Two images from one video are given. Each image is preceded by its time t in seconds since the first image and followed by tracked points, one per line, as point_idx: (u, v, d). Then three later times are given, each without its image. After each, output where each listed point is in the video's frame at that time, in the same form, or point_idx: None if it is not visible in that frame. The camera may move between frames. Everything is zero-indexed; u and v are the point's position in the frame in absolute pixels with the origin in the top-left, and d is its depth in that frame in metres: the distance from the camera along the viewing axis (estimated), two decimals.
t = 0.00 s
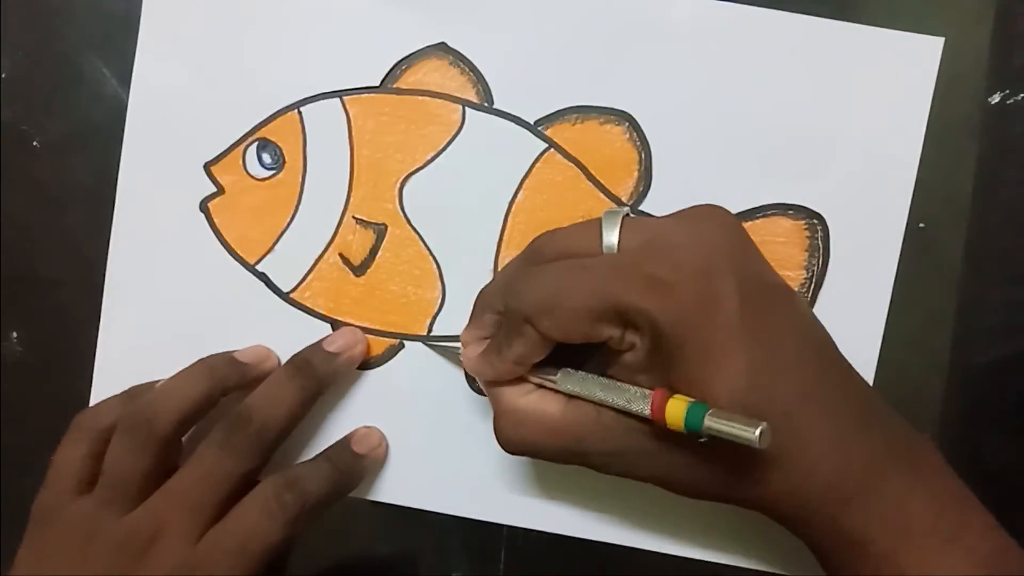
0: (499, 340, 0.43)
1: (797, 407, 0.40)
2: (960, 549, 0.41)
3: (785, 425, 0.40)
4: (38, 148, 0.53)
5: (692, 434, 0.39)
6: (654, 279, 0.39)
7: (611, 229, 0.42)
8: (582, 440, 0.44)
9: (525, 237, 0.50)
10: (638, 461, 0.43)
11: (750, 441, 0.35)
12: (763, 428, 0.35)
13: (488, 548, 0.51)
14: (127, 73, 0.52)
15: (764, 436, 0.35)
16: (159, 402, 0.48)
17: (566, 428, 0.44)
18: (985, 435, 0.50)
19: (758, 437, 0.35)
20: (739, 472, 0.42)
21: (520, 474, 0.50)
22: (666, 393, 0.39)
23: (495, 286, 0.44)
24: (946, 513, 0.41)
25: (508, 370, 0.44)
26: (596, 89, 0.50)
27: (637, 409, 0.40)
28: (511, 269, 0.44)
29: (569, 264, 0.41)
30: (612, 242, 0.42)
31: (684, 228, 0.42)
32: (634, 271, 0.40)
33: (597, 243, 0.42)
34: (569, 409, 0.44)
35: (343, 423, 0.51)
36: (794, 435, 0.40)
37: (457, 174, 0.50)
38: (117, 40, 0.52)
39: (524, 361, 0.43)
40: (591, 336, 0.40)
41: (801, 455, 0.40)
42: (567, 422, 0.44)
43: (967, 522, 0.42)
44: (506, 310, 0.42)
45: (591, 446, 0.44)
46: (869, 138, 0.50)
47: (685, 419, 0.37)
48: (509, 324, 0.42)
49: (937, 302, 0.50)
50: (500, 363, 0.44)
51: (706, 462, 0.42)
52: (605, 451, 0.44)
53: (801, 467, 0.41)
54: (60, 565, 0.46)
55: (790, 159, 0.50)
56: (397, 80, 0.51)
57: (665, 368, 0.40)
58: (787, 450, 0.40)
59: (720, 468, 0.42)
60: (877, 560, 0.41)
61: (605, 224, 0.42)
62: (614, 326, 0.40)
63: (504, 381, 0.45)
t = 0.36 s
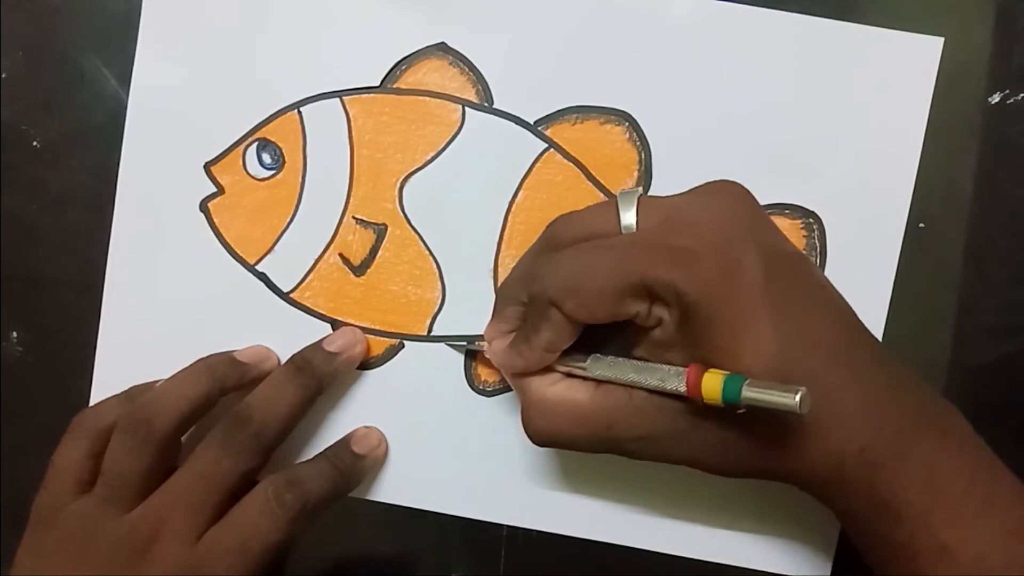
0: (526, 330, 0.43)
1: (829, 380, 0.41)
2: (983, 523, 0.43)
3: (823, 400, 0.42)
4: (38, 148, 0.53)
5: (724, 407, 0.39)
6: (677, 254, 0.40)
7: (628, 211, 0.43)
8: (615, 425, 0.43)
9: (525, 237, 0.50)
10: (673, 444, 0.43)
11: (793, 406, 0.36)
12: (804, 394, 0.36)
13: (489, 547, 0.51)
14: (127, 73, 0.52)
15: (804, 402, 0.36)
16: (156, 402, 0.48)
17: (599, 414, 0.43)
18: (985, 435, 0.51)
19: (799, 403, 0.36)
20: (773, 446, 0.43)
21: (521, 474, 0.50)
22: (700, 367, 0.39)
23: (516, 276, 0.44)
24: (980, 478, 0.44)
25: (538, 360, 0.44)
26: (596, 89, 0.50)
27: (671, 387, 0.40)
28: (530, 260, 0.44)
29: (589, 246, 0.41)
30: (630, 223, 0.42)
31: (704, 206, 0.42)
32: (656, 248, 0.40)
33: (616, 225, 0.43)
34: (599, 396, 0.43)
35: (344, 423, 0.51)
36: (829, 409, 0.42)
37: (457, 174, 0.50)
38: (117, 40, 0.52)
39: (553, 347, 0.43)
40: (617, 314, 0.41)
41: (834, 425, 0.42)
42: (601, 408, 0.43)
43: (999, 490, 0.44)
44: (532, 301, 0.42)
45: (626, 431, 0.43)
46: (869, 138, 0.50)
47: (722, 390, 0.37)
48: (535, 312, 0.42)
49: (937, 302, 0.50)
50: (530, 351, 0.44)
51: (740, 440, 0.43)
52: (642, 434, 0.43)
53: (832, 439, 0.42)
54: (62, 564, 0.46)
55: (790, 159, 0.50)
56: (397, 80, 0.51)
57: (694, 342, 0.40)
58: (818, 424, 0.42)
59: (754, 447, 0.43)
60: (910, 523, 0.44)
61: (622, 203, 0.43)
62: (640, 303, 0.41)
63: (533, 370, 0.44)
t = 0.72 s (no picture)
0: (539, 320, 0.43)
1: (845, 355, 0.42)
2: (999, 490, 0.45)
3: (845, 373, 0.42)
4: (38, 148, 0.53)
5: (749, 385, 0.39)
6: (685, 230, 0.40)
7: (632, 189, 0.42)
8: (633, 414, 0.43)
9: (526, 237, 0.50)
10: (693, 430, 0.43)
11: (816, 377, 0.35)
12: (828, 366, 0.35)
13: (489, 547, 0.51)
14: (127, 73, 0.52)
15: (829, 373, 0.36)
16: (158, 401, 0.48)
17: (618, 403, 0.43)
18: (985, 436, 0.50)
19: (824, 374, 0.35)
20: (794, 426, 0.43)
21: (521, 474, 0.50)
22: (722, 347, 0.39)
23: (525, 269, 0.44)
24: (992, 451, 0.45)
25: (552, 350, 0.44)
26: (596, 89, 0.50)
27: (693, 368, 0.40)
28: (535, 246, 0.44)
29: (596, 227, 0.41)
30: (635, 203, 0.42)
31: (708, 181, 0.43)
32: (663, 223, 0.40)
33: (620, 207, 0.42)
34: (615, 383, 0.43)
35: (344, 423, 0.51)
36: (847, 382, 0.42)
37: (457, 174, 0.50)
38: (117, 40, 0.52)
39: (569, 335, 0.43)
40: (627, 293, 0.41)
41: (851, 401, 0.43)
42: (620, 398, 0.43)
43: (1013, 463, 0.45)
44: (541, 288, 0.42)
45: (646, 418, 0.43)
46: (869, 138, 0.50)
47: (745, 366, 0.37)
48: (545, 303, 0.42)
49: (937, 302, 0.50)
50: (545, 340, 0.44)
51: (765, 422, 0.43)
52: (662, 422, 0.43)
53: (853, 413, 0.43)
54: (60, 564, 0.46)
55: (791, 159, 0.50)
56: (397, 80, 0.51)
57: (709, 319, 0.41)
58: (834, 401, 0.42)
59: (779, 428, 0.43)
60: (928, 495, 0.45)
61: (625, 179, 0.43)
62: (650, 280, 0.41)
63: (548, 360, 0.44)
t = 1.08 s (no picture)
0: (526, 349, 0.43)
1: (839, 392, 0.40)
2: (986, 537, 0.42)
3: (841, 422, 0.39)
4: (38, 148, 0.53)
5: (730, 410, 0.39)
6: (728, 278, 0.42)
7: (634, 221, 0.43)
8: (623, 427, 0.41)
9: (526, 237, 0.50)
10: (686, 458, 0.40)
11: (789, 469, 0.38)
12: (801, 459, 0.38)
13: (489, 548, 0.51)
14: (126, 72, 0.52)
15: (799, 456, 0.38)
16: (123, 394, 0.48)
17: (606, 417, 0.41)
18: (986, 437, 0.50)
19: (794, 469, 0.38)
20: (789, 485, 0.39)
21: (523, 475, 0.51)
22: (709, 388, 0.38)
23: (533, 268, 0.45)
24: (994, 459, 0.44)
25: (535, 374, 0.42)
26: (596, 89, 0.50)
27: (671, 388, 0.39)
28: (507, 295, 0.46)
29: (564, 254, 0.45)
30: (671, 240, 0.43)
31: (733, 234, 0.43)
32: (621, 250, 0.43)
33: (679, 236, 0.43)
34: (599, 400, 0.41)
35: (344, 423, 0.51)
36: (846, 418, 0.40)
37: (457, 174, 0.50)
38: (117, 40, 0.52)
39: (563, 373, 0.41)
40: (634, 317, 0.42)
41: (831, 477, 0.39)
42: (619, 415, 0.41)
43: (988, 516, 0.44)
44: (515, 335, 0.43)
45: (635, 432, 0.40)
46: (870, 138, 0.50)
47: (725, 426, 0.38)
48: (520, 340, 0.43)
49: (937, 302, 0.50)
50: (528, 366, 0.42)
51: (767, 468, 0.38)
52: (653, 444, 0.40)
53: (849, 478, 0.39)
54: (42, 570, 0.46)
55: (791, 159, 0.50)
56: (397, 79, 0.50)
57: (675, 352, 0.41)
58: (835, 458, 0.39)
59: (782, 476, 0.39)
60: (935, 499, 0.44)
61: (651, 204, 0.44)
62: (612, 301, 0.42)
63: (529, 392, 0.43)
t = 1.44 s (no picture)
0: (346, 430, 0.45)
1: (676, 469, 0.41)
2: None
3: None
4: (34, 147, 0.53)
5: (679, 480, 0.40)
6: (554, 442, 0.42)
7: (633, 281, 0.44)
8: (436, 493, 0.39)
9: (526, 237, 0.49)
10: (481, 545, 0.39)
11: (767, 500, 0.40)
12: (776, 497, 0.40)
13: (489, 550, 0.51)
14: (123, 71, 0.52)
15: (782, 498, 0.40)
16: (119, 393, 0.48)
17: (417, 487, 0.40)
18: (990, 436, 0.50)
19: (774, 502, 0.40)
20: (523, 575, 0.40)
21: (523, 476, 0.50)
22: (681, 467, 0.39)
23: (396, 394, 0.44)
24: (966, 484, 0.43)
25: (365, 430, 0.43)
26: (597, 87, 0.49)
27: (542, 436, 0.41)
28: (443, 362, 0.47)
29: (476, 377, 0.45)
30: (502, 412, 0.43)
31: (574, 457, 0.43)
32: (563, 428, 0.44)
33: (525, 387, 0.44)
34: (460, 465, 0.40)
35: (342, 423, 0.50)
36: None
37: (457, 172, 0.50)
38: (113, 38, 0.52)
39: (452, 456, 0.40)
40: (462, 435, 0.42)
41: None
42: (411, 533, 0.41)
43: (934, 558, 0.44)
44: (450, 388, 0.44)
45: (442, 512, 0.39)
46: (872, 137, 0.49)
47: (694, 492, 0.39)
48: (421, 411, 0.42)
49: (941, 302, 0.50)
50: (353, 438, 0.44)
51: None
52: (457, 523, 0.39)
53: None
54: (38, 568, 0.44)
55: (793, 158, 0.49)
56: (396, 77, 0.50)
57: (537, 511, 0.40)
58: None
59: None
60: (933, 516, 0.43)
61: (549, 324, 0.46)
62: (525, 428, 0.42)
63: (360, 456, 0.44)
